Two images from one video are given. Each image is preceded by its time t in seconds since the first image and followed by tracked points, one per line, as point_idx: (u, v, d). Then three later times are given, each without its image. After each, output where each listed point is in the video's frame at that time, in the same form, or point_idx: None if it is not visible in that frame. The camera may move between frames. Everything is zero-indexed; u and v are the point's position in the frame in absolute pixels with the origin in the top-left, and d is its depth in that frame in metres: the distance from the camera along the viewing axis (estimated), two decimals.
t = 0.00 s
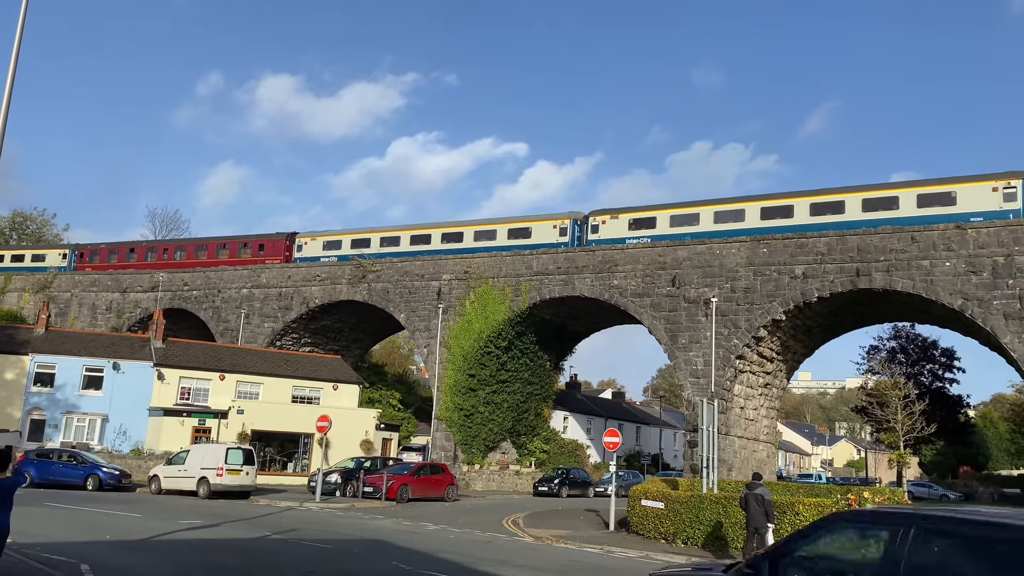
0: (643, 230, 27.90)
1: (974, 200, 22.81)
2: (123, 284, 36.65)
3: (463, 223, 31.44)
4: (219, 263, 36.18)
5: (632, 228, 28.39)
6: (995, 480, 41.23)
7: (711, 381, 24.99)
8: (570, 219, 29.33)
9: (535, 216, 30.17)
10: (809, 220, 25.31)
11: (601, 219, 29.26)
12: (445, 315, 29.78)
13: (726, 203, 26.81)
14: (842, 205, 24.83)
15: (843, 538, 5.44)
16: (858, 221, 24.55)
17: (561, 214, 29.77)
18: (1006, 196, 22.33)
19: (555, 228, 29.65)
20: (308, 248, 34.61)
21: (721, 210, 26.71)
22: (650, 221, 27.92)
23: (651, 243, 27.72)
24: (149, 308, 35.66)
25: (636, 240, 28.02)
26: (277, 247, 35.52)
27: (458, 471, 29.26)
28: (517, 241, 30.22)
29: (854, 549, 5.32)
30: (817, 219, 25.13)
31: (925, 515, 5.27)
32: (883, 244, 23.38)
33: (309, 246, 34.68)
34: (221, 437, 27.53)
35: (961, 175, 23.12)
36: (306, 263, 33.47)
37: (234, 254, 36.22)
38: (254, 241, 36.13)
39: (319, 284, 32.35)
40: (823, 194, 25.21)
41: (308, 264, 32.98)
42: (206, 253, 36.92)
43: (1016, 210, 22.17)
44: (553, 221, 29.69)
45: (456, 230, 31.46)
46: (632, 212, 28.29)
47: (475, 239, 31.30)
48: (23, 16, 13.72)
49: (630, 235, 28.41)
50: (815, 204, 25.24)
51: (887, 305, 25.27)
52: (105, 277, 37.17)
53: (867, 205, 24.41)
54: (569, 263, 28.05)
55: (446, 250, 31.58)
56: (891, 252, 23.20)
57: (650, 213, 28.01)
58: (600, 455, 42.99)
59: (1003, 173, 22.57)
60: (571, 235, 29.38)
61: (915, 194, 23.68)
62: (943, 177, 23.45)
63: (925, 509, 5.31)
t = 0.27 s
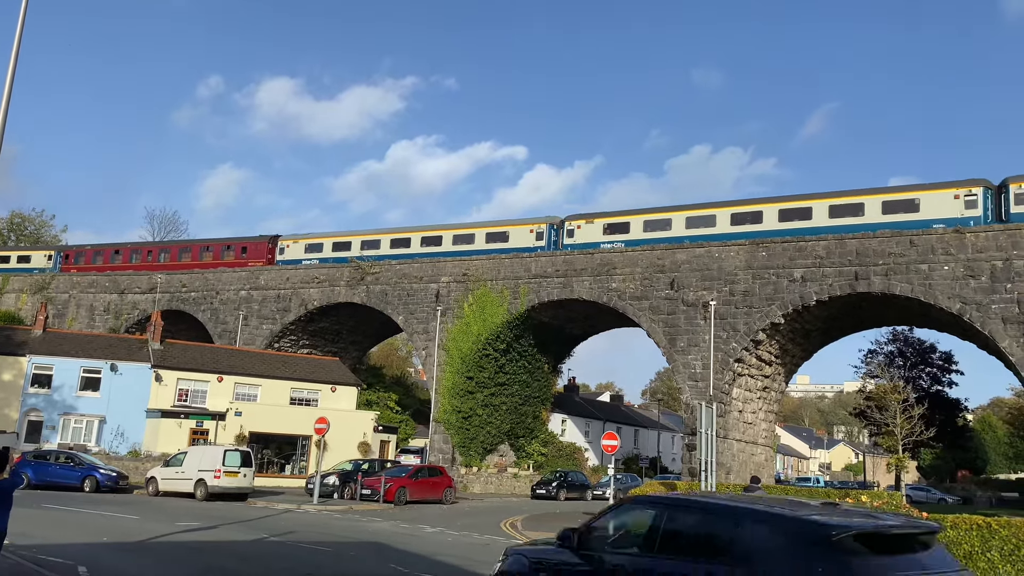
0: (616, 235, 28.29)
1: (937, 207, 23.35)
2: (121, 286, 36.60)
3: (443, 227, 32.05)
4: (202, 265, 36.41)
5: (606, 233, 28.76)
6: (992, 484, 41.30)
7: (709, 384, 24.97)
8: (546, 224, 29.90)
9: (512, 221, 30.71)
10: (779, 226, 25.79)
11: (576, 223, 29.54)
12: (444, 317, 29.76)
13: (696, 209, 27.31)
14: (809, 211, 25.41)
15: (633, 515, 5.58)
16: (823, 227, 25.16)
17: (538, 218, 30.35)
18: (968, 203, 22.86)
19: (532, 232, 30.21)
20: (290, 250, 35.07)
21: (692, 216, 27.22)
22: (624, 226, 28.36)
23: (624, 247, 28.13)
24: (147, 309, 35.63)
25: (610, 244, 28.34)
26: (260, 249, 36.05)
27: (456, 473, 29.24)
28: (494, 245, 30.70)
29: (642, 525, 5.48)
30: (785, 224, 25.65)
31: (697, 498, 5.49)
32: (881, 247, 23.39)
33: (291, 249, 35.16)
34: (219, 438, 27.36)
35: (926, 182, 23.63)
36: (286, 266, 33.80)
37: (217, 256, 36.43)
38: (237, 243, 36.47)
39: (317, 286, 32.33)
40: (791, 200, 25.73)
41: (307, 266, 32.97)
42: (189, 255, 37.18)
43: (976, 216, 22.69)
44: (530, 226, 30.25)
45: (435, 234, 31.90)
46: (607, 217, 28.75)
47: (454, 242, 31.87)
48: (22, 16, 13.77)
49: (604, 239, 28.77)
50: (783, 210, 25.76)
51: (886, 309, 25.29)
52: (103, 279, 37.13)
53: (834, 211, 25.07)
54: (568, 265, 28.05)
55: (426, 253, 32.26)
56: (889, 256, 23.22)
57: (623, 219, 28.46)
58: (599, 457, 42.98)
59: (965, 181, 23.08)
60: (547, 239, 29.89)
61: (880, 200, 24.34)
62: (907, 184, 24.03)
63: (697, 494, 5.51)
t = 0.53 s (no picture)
0: (591, 241, 28.54)
1: (901, 216, 23.95)
2: (120, 288, 36.58)
3: (421, 232, 32.00)
4: (187, 269, 36.59)
5: (582, 239, 28.98)
6: (990, 489, 41.29)
7: (708, 389, 24.97)
8: (524, 228, 30.01)
9: (491, 227, 30.91)
10: (795, 230, 25.42)
11: (553, 229, 29.73)
12: (442, 320, 29.77)
13: (669, 216, 27.66)
14: (778, 219, 25.69)
15: (496, 501, 6.46)
16: (795, 233, 25.37)
17: (516, 223, 30.47)
18: (930, 211, 23.44)
19: (510, 237, 30.35)
20: (272, 254, 35.30)
21: (665, 222, 27.57)
22: (598, 232, 28.62)
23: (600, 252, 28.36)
24: (146, 312, 35.62)
25: (585, 250, 28.60)
26: (242, 253, 36.05)
27: (455, 477, 29.19)
28: (472, 250, 30.81)
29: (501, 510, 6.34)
30: (755, 231, 25.99)
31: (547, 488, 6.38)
32: (879, 252, 23.43)
33: (273, 254, 35.40)
34: (217, 441, 27.45)
35: (890, 192, 24.20)
36: (266, 271, 34.10)
37: (201, 260, 36.50)
38: (220, 246, 36.47)
39: (316, 289, 32.33)
40: (762, 207, 26.09)
41: (306, 269, 32.97)
42: (174, 258, 37.35)
43: (938, 225, 23.26)
44: (508, 230, 30.39)
45: (415, 239, 32.06)
46: (582, 223, 28.96)
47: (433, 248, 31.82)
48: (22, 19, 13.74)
49: (580, 245, 28.97)
50: (754, 217, 26.10)
51: (884, 314, 25.30)
52: (102, 281, 37.12)
53: (802, 218, 25.30)
54: (567, 269, 28.06)
55: (404, 258, 32.26)
56: (887, 261, 23.26)
57: (599, 225, 28.73)
58: (597, 462, 42.97)
59: (928, 190, 23.68)
60: (525, 244, 30.05)
61: (847, 207, 24.67)
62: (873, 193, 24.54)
63: (546, 483, 6.41)
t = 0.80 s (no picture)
0: (566, 246, 29.38)
1: (864, 223, 24.66)
2: (117, 292, 36.53)
3: (401, 237, 32.68)
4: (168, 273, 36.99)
5: (557, 245, 29.83)
6: (988, 495, 41.26)
7: (705, 394, 24.96)
8: (500, 234, 30.73)
9: (469, 232, 31.56)
10: (783, 235, 25.87)
11: (529, 235, 30.57)
12: (440, 324, 29.75)
13: (640, 222, 28.43)
14: (747, 226, 26.40)
15: (401, 496, 7.88)
16: (762, 240, 26.06)
17: (493, 229, 31.19)
18: (894, 219, 24.18)
19: (487, 243, 31.06)
20: (255, 259, 35.98)
21: (637, 228, 28.33)
22: (573, 237, 29.45)
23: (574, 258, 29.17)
24: (143, 316, 35.57)
25: (560, 256, 29.40)
26: (225, 258, 36.52)
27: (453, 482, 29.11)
28: (449, 255, 31.48)
29: (405, 501, 7.76)
30: (723, 238, 26.72)
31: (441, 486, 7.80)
32: (877, 257, 23.45)
33: (256, 257, 36.07)
34: (214, 446, 27.51)
35: (853, 200, 24.95)
36: (249, 275, 34.66)
37: (183, 264, 36.94)
38: (203, 251, 37.00)
39: (314, 293, 32.29)
40: (729, 215, 26.80)
41: (303, 273, 32.96)
42: (157, 262, 37.78)
43: (901, 232, 23.98)
44: (485, 236, 31.09)
45: (394, 244, 32.69)
46: (557, 229, 29.80)
47: (413, 253, 32.48)
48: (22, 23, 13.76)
49: (555, 251, 29.82)
50: (722, 224, 26.84)
51: (882, 319, 25.32)
52: (99, 285, 37.06)
53: (769, 225, 26.04)
54: (565, 274, 28.06)
55: (385, 262, 32.63)
56: (885, 266, 23.27)
57: (572, 230, 29.52)
58: (595, 466, 42.94)
59: (891, 198, 24.39)
60: (501, 249, 30.78)
61: (812, 216, 25.43)
62: (838, 202, 25.22)
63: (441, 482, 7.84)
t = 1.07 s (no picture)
0: (541, 252, 30.17)
1: (828, 229, 25.33)
2: (113, 296, 36.46)
3: (380, 243, 33.46)
4: (151, 277, 37.54)
5: (532, 250, 30.65)
6: (984, 499, 41.28)
7: (702, 398, 24.95)
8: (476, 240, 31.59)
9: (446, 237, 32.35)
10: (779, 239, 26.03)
11: (505, 240, 31.37)
12: (437, 329, 29.72)
13: (613, 228, 29.14)
14: (715, 232, 27.12)
15: (324, 493, 8.82)
16: (728, 247, 26.78)
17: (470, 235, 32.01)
18: (857, 226, 24.88)
19: (464, 248, 31.89)
20: (235, 263, 36.52)
21: (609, 235, 29.04)
22: (548, 243, 30.24)
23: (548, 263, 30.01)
24: (139, 320, 35.48)
25: (534, 261, 30.24)
26: (206, 262, 37.28)
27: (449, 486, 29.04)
28: (428, 260, 32.30)
29: (326, 497, 8.72)
30: (693, 244, 27.35)
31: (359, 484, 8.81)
32: (873, 262, 23.51)
33: (236, 262, 36.62)
34: (210, 450, 27.36)
35: (818, 206, 25.60)
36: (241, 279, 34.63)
37: (165, 268, 37.45)
38: (185, 256, 37.62)
39: (311, 297, 32.26)
40: (698, 221, 27.50)
41: (300, 277, 32.93)
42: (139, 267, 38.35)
43: (863, 238, 24.65)
44: (462, 242, 31.92)
45: (372, 249, 33.45)
46: (533, 235, 30.58)
47: (391, 257, 33.26)
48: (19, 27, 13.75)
49: (529, 256, 30.65)
50: (691, 230, 27.54)
51: (878, 323, 25.36)
52: (95, 289, 36.99)
53: (737, 232, 26.74)
54: (562, 278, 28.07)
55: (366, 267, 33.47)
56: (881, 270, 23.32)
57: (547, 236, 30.34)
58: (591, 471, 42.90)
59: (854, 205, 25.11)
60: (478, 254, 31.62)
61: (778, 223, 26.02)
62: (803, 208, 25.92)
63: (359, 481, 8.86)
